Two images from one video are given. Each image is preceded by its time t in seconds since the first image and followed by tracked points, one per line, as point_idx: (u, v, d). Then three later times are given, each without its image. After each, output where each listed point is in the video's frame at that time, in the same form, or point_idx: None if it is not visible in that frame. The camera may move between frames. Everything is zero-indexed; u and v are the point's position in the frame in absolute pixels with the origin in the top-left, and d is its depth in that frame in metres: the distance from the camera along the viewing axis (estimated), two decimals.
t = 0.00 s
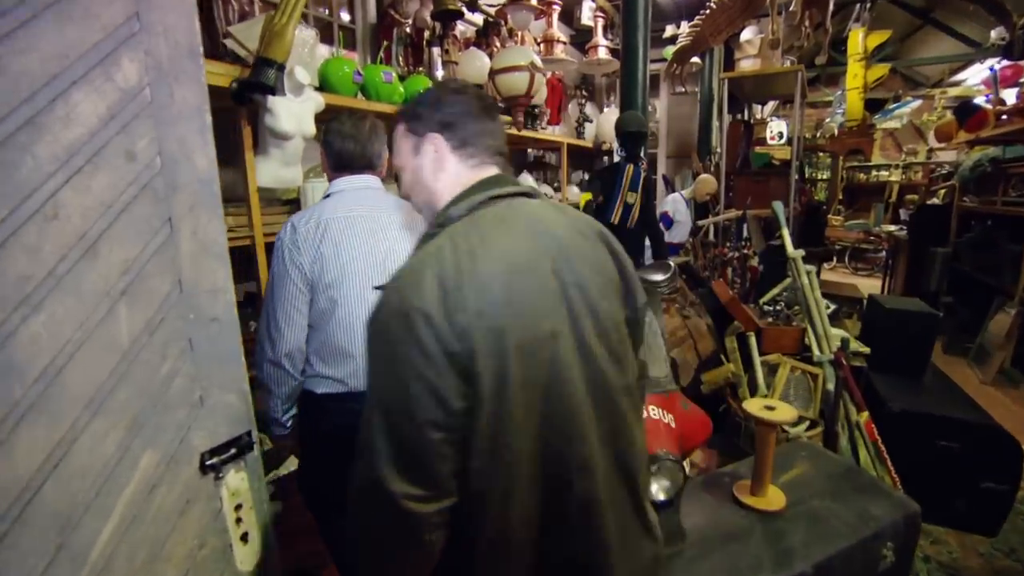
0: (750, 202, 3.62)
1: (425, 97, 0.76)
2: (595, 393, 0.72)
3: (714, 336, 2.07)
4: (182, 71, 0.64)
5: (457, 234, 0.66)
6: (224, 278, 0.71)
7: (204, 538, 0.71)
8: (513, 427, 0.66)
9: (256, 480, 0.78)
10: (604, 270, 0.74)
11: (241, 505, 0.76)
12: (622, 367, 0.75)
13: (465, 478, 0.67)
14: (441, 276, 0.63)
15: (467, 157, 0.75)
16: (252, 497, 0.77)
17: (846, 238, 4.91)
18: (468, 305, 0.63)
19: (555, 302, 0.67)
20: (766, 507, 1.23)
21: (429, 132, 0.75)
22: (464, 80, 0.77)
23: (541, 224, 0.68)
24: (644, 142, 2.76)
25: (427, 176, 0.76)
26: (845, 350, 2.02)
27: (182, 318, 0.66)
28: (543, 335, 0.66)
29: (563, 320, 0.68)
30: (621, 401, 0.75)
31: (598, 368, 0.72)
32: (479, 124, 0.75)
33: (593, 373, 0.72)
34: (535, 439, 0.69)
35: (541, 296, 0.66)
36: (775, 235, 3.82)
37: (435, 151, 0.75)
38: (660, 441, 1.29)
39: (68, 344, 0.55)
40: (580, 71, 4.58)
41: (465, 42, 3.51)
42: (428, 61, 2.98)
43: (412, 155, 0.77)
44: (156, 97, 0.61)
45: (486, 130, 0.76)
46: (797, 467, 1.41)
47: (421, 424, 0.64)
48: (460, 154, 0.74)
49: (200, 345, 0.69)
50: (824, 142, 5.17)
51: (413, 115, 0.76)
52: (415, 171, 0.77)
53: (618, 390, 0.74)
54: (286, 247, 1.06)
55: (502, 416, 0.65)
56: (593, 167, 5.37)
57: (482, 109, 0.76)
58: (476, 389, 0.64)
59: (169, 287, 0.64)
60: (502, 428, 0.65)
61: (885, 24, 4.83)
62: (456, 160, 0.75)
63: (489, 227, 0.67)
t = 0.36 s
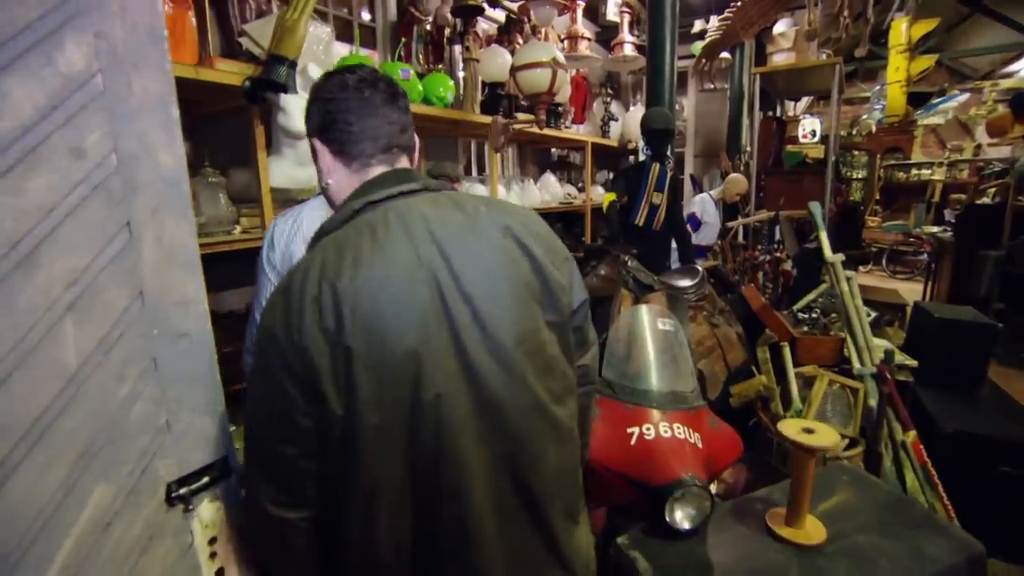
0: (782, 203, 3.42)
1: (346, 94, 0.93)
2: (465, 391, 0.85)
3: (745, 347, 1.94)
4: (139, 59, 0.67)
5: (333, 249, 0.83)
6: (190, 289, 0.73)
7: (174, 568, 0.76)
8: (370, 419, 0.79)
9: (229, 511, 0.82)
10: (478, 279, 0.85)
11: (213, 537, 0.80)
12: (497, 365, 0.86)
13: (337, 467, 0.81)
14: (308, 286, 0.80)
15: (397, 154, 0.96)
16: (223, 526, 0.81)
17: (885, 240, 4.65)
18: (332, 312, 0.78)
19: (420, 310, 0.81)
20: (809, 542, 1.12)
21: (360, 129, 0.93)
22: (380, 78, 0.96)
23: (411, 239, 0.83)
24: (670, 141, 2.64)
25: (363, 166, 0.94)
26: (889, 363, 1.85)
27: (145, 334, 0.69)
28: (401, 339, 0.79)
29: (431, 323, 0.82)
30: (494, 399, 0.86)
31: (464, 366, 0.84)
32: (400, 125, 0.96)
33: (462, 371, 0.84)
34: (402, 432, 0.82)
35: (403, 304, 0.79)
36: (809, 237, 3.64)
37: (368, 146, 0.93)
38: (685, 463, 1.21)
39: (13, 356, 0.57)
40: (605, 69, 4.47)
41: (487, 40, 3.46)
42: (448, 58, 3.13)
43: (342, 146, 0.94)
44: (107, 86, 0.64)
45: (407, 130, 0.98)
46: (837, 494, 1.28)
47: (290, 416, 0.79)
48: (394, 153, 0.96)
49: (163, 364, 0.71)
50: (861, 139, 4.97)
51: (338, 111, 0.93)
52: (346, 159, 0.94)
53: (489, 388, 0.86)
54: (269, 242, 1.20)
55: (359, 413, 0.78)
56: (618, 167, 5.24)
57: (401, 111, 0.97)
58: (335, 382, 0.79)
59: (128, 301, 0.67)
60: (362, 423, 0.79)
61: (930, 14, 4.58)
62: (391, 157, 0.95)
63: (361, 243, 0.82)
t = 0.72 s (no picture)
0: (825, 208, 3.23)
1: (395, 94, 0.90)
2: (459, 407, 0.87)
3: (783, 366, 1.79)
4: (78, 41, 0.63)
5: (342, 254, 0.85)
6: (140, 310, 0.69)
7: None
8: (363, 425, 0.82)
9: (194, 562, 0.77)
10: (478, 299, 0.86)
11: None
12: (491, 385, 0.87)
13: (331, 471, 0.85)
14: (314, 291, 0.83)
15: (442, 161, 0.97)
16: None
17: (934, 248, 4.29)
18: (335, 319, 0.81)
19: (420, 324, 0.83)
20: None
21: (409, 135, 0.91)
22: (423, 77, 0.93)
23: (418, 254, 0.85)
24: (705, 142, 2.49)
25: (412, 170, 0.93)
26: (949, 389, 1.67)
27: (87, 363, 0.65)
28: (399, 352, 0.82)
29: (431, 337, 0.84)
30: (486, 419, 0.88)
31: (460, 382, 0.86)
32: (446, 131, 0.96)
33: (457, 387, 0.86)
34: (394, 442, 0.84)
35: (404, 316, 0.82)
36: (854, 245, 3.41)
37: (417, 152, 0.93)
38: (717, 501, 1.09)
39: None
40: (638, 68, 4.33)
41: (515, 39, 3.39)
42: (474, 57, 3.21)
43: (390, 148, 0.91)
44: (33, 75, 0.60)
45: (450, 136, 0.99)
46: (891, 541, 1.13)
47: (288, 417, 0.83)
48: (441, 160, 0.97)
49: (109, 396, 0.67)
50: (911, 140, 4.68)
51: (385, 112, 0.90)
52: (391, 162, 0.92)
53: (482, 408, 0.87)
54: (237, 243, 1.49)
55: (354, 420, 0.82)
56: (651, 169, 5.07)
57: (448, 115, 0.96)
58: (333, 386, 0.82)
59: (63, 327, 0.63)
60: (356, 432, 0.82)
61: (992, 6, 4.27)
62: (439, 163, 0.96)
63: (369, 252, 0.84)
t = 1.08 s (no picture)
0: (866, 212, 3.04)
1: (467, 108, 0.90)
2: (484, 420, 0.82)
3: (820, 383, 1.67)
4: None
5: (385, 246, 0.82)
6: (105, 327, 0.54)
7: None
8: (388, 425, 0.79)
9: None
10: (518, 308, 0.81)
11: None
12: (520, 402, 0.82)
13: (345, 469, 0.81)
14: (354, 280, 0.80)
15: (497, 181, 0.96)
16: None
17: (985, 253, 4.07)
18: (370, 312, 0.79)
19: (454, 326, 0.79)
20: None
21: (474, 146, 0.90)
22: (493, 101, 0.94)
23: (459, 254, 0.81)
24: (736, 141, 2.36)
25: (470, 180, 0.91)
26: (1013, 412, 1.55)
27: (35, 393, 0.50)
28: (429, 355, 0.78)
29: (462, 343, 0.80)
30: (511, 438, 0.82)
31: (488, 394, 0.81)
32: (506, 154, 0.96)
33: (485, 399, 0.81)
34: (415, 447, 0.80)
35: (438, 320, 0.78)
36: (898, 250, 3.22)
37: (478, 164, 0.91)
38: (746, 537, 1.00)
39: None
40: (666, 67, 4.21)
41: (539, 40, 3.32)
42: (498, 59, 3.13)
43: (454, 154, 0.89)
44: None
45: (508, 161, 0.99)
46: None
47: (314, 404, 0.80)
48: (497, 179, 0.95)
49: (62, 431, 0.51)
50: (959, 138, 4.43)
51: (454, 121, 0.89)
52: (451, 167, 0.90)
53: (509, 425, 0.82)
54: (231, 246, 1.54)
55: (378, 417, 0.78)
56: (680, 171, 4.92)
57: (508, 141, 0.96)
58: (362, 381, 0.78)
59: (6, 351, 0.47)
60: (378, 428, 0.79)
61: None
62: (494, 182, 0.95)
63: (411, 246, 0.81)
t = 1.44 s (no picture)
0: (918, 220, 2.80)
1: (452, 117, 0.88)
2: (407, 428, 0.80)
3: (862, 409, 1.53)
4: None
5: (344, 239, 0.83)
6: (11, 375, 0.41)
7: None
8: (312, 411, 0.81)
9: None
10: (458, 318, 0.78)
11: None
12: (447, 415, 0.79)
13: (273, 446, 0.85)
14: (311, 262, 0.83)
15: (492, 190, 0.91)
16: None
17: None
18: (311, 300, 0.81)
19: (386, 325, 0.78)
20: None
21: (459, 153, 0.87)
22: (486, 109, 0.90)
23: (408, 254, 0.79)
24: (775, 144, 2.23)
25: (455, 188, 0.88)
26: None
27: None
28: (358, 349, 0.78)
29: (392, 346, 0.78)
30: (430, 451, 0.79)
31: (414, 400, 0.79)
32: (504, 162, 0.91)
33: (413, 407, 0.79)
34: (330, 440, 0.81)
35: (369, 319, 0.78)
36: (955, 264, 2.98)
37: (463, 172, 0.88)
38: None
39: None
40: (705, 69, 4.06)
41: (572, 41, 3.25)
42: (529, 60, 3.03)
43: (437, 161, 0.87)
44: None
45: (509, 169, 0.93)
46: None
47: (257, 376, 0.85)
48: (490, 188, 0.90)
49: None
50: None
51: (437, 131, 0.88)
52: (436, 176, 0.88)
53: (430, 436, 0.79)
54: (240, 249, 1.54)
55: (301, 401, 0.81)
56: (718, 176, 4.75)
57: (506, 149, 0.91)
58: (296, 363, 0.82)
59: None
60: (304, 413, 0.81)
61: None
62: (487, 192, 0.90)
63: (370, 238, 0.82)
